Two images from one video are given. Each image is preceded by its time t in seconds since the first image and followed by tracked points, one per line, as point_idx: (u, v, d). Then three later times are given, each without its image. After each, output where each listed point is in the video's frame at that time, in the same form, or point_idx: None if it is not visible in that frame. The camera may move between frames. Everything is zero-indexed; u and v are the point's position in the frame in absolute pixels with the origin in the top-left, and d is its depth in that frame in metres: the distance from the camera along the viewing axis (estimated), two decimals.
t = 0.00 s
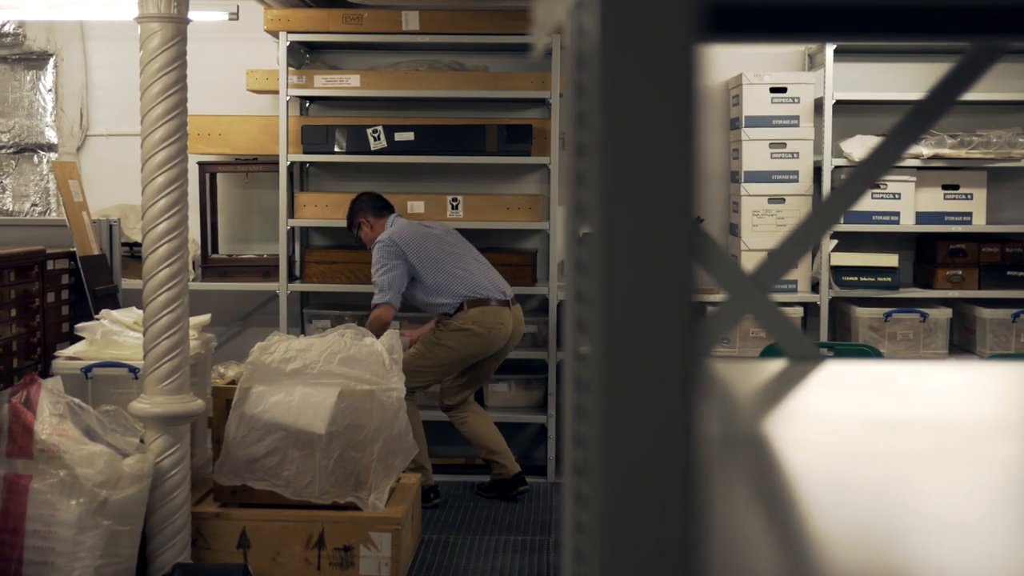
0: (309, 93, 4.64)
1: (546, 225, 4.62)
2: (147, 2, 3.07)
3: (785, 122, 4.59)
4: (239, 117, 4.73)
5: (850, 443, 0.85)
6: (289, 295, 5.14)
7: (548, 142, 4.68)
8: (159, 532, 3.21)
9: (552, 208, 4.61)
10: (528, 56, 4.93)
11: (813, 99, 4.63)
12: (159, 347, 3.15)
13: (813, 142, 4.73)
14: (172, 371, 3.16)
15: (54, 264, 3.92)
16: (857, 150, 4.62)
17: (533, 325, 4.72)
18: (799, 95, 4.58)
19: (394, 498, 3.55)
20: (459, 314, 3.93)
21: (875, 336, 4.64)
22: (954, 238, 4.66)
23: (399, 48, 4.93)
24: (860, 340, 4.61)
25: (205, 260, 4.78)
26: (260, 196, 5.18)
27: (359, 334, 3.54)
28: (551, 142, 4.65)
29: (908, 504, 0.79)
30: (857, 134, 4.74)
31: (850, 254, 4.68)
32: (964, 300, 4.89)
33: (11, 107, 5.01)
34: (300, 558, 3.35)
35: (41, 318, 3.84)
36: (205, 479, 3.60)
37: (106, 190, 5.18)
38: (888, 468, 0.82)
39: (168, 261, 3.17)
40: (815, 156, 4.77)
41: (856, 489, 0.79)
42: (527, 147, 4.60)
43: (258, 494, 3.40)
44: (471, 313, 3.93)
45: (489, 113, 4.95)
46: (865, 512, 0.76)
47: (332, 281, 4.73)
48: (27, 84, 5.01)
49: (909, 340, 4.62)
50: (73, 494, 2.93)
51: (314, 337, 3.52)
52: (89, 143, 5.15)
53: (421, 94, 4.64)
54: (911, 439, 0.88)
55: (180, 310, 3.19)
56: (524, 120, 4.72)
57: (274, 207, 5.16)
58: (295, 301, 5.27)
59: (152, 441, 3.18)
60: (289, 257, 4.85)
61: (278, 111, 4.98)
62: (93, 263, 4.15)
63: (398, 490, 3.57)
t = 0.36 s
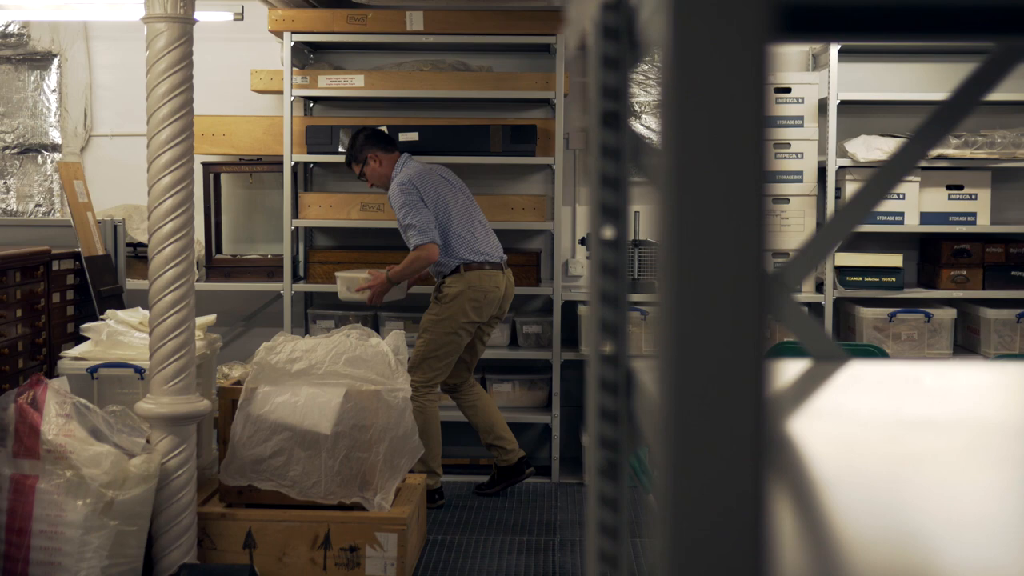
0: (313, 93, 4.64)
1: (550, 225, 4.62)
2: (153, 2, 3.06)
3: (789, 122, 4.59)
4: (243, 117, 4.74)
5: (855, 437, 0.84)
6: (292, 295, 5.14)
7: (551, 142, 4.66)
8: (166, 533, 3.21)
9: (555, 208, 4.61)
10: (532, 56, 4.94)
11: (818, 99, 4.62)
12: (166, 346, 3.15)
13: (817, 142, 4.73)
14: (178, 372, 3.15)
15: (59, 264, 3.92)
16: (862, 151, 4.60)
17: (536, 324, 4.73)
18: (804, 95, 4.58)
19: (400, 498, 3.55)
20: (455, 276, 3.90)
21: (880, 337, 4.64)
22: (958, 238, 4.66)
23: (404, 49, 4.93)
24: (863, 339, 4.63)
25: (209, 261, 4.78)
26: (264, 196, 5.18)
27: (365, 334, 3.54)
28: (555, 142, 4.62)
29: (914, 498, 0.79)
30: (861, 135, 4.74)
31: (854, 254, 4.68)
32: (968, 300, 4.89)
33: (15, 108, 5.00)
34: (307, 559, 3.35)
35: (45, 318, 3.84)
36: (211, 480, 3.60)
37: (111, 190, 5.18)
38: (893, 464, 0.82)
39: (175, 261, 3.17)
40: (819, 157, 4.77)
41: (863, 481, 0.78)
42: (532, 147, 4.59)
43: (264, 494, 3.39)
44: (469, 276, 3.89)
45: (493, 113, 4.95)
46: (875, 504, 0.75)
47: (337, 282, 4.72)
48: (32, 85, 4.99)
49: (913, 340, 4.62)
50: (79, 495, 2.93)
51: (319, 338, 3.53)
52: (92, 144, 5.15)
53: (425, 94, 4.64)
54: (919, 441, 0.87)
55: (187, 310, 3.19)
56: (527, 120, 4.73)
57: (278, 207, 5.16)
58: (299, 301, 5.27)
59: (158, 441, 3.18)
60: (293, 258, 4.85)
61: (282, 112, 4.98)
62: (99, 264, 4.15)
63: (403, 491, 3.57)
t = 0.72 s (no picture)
0: (317, 93, 4.64)
1: (554, 225, 4.62)
2: (160, 2, 3.07)
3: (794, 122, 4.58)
4: (248, 117, 4.75)
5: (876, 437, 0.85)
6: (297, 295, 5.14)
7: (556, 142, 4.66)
8: (172, 533, 3.21)
9: (559, 209, 4.60)
10: (536, 57, 4.94)
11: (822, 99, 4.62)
12: (172, 346, 3.15)
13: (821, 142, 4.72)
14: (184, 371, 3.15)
15: (65, 264, 3.92)
16: (866, 151, 4.60)
17: (540, 325, 4.72)
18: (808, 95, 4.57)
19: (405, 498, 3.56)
20: (484, 270, 3.84)
21: (884, 337, 4.63)
22: (962, 238, 4.66)
23: (409, 49, 4.93)
24: (868, 340, 4.60)
25: (213, 261, 4.78)
26: (268, 197, 5.17)
27: (370, 335, 3.54)
28: (559, 142, 4.62)
29: (934, 494, 0.79)
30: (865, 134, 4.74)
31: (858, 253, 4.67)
32: (972, 300, 4.89)
33: (19, 107, 5.01)
34: (313, 559, 3.35)
35: (51, 318, 3.84)
36: (217, 480, 3.60)
37: (114, 190, 5.19)
38: (913, 462, 0.82)
39: (181, 262, 3.17)
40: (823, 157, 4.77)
41: (874, 485, 0.78)
42: (536, 147, 4.59)
43: (270, 494, 3.40)
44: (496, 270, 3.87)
45: (498, 113, 4.96)
46: (896, 502, 0.75)
47: (341, 282, 4.72)
48: (35, 85, 4.99)
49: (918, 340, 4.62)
50: (86, 495, 2.93)
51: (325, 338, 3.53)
52: (96, 144, 5.15)
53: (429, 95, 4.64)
54: (932, 444, 0.87)
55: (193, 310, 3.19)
56: (532, 120, 4.73)
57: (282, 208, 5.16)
58: (304, 301, 5.27)
59: (164, 442, 3.17)
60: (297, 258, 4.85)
61: (286, 112, 4.98)
62: (104, 264, 4.15)
63: (408, 491, 3.57)
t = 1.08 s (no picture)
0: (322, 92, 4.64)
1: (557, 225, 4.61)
2: (166, 2, 3.06)
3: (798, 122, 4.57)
4: (252, 118, 4.75)
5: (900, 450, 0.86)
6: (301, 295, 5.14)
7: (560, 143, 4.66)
8: (178, 534, 3.21)
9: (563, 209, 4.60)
10: (541, 57, 4.94)
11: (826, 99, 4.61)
12: (179, 346, 3.14)
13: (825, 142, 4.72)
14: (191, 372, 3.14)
15: (69, 265, 3.92)
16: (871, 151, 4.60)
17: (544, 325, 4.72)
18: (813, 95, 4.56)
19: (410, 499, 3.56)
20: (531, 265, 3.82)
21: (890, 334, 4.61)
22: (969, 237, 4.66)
23: (413, 49, 4.93)
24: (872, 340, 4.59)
25: (216, 262, 4.78)
26: (272, 197, 5.17)
27: (376, 335, 3.54)
28: (564, 142, 4.62)
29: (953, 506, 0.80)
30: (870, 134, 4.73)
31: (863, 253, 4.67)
32: (976, 300, 4.89)
33: (23, 108, 5.00)
34: (319, 559, 3.35)
35: (56, 318, 3.84)
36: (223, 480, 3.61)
37: (119, 189, 5.19)
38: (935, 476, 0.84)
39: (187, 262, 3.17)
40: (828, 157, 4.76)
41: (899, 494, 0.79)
42: (540, 148, 4.59)
43: (275, 494, 3.40)
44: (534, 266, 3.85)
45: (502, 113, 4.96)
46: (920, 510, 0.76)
47: (344, 283, 4.72)
48: (39, 85, 4.99)
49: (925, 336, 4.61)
50: (93, 495, 2.93)
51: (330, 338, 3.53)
52: (100, 144, 5.15)
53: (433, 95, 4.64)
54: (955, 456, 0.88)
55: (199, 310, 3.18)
56: (535, 121, 4.72)
57: (286, 208, 5.16)
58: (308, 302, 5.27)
59: (170, 442, 3.17)
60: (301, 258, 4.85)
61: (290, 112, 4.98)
62: (108, 264, 4.15)
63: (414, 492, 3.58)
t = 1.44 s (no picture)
0: (326, 92, 4.64)
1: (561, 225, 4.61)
2: (172, 2, 3.06)
3: (802, 122, 4.56)
4: (255, 117, 4.75)
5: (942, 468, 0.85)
6: (305, 295, 5.14)
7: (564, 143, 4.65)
8: (184, 534, 3.20)
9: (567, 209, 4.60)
10: (545, 57, 4.94)
11: (830, 99, 4.61)
12: (185, 346, 3.14)
13: (830, 142, 4.71)
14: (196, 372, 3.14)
15: (74, 264, 3.92)
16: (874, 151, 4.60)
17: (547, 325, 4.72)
18: (817, 95, 4.56)
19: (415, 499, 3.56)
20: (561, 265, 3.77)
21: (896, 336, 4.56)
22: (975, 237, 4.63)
23: (416, 49, 4.93)
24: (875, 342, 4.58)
25: (220, 262, 4.78)
26: (275, 197, 5.16)
27: (381, 335, 3.53)
28: (568, 142, 4.62)
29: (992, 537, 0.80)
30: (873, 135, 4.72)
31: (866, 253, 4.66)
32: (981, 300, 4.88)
33: (27, 108, 5.01)
34: (325, 560, 3.35)
35: (62, 319, 3.84)
36: (229, 480, 3.61)
37: (122, 189, 5.20)
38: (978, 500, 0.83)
39: (193, 262, 3.16)
40: (832, 157, 4.76)
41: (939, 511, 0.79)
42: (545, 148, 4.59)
43: (280, 494, 3.39)
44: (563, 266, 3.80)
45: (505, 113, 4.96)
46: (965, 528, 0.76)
47: (348, 283, 4.72)
48: (43, 85, 4.99)
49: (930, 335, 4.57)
50: (99, 495, 2.93)
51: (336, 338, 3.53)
52: (104, 144, 5.15)
53: (436, 95, 4.64)
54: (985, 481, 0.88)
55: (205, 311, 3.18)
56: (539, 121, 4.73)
57: (290, 208, 5.16)
58: (312, 302, 5.27)
59: (176, 442, 3.17)
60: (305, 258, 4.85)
61: (294, 112, 4.98)
62: (113, 264, 4.15)
63: (420, 493, 3.57)
